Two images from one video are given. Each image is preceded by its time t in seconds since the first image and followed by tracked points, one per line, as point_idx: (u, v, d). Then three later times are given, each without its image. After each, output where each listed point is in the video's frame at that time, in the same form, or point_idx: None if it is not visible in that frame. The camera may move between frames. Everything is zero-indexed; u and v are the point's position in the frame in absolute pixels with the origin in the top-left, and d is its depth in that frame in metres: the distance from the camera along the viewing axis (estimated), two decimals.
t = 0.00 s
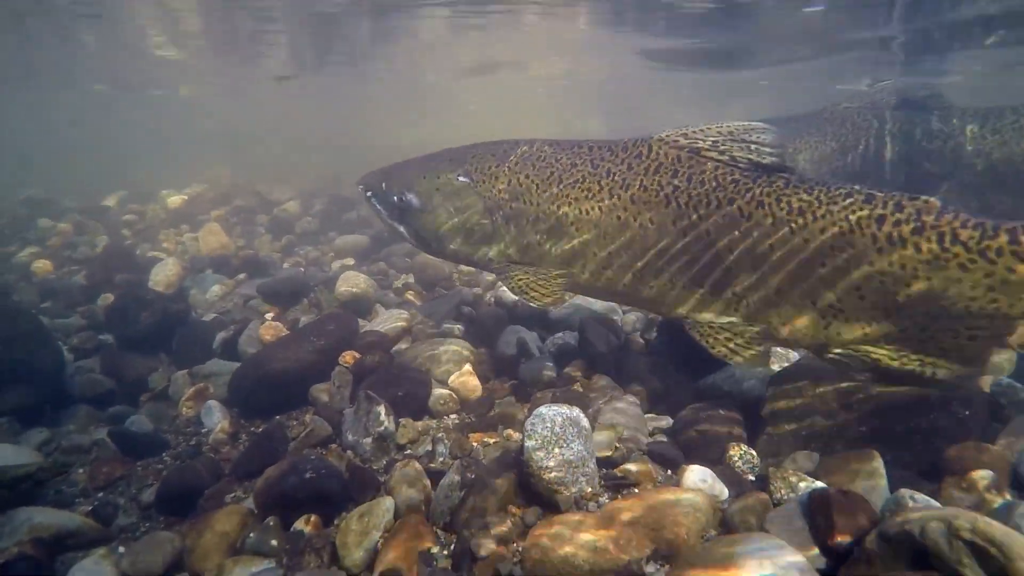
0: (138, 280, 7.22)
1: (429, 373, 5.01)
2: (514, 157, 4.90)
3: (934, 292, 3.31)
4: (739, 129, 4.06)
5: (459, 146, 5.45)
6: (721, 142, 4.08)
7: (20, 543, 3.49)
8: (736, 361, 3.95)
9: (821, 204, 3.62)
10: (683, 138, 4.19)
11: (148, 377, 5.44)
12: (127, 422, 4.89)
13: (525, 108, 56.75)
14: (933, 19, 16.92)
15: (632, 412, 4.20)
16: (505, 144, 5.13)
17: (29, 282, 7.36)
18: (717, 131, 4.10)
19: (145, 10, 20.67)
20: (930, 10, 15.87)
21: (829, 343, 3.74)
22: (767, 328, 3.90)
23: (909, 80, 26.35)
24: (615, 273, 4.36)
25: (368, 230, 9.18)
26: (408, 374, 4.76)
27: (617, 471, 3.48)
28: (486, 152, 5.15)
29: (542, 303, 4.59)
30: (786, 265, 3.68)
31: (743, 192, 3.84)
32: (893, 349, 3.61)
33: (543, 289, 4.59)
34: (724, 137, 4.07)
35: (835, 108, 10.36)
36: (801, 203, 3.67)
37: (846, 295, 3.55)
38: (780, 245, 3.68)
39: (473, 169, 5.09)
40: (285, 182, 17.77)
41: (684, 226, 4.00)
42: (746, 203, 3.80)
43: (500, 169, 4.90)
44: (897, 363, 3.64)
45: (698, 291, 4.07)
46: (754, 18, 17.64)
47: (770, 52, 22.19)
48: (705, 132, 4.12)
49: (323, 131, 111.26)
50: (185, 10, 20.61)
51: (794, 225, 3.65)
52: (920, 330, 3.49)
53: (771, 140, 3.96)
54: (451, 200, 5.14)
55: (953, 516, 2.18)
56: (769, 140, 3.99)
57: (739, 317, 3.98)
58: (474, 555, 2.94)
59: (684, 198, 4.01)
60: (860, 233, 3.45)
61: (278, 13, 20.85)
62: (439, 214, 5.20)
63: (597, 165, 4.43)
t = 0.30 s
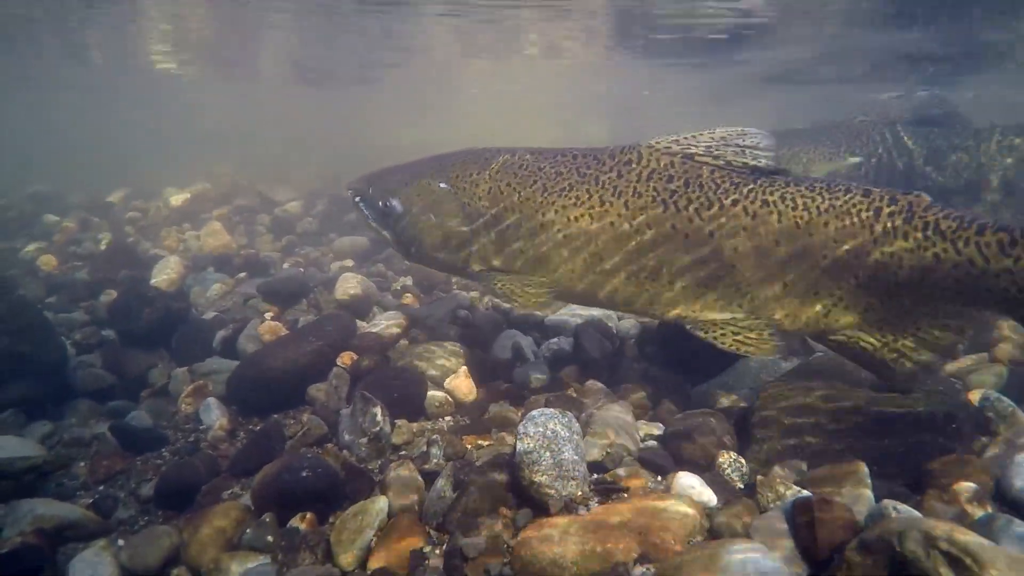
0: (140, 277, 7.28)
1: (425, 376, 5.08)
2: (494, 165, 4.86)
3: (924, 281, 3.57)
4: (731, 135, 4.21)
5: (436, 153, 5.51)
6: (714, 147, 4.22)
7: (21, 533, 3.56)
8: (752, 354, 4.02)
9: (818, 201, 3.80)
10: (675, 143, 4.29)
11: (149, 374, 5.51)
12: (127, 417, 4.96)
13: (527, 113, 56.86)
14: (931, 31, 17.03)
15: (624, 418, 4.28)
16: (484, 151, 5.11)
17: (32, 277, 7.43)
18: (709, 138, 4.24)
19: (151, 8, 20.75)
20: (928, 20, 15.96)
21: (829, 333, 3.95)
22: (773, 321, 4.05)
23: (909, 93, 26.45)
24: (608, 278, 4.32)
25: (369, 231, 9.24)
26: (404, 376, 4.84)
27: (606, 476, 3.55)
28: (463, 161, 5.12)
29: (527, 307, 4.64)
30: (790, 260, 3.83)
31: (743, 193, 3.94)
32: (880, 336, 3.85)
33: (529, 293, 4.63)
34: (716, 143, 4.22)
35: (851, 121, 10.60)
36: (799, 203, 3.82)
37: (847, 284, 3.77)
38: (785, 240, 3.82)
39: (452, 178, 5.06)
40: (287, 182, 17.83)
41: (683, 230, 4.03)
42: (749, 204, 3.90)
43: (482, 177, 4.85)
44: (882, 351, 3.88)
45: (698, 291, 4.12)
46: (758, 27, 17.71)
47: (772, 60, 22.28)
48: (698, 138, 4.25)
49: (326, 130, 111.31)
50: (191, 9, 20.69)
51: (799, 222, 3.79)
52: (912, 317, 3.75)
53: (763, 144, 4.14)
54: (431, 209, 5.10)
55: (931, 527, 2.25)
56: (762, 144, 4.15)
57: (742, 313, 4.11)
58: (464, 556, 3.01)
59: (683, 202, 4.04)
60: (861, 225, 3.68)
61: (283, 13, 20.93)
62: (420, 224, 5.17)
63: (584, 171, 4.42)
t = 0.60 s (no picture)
0: (137, 273, 7.35)
1: (413, 378, 5.14)
2: (470, 169, 5.01)
3: (893, 296, 3.63)
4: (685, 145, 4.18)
5: (439, 155, 5.51)
6: (669, 158, 4.20)
7: (9, 531, 3.63)
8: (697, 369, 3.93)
9: (778, 220, 3.82)
10: (630, 154, 4.30)
11: (142, 371, 5.58)
12: (119, 414, 5.03)
13: (533, 110, 56.83)
14: (935, 37, 17.01)
15: (607, 424, 4.34)
16: (465, 157, 5.21)
17: (31, 271, 7.50)
18: (665, 148, 4.21)
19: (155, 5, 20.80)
20: (933, 26, 15.93)
21: (785, 346, 3.91)
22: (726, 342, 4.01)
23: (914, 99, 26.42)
24: (564, 286, 4.40)
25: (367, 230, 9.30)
26: (393, 378, 4.89)
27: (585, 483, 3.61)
28: (444, 165, 5.23)
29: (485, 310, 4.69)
30: (747, 276, 3.87)
31: (698, 208, 3.98)
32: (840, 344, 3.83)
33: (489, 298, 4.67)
34: (670, 154, 4.19)
35: (859, 129, 10.45)
36: (754, 221, 3.85)
37: (811, 303, 3.77)
38: (748, 258, 3.84)
39: (435, 181, 5.18)
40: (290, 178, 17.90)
41: (641, 242, 4.09)
42: (706, 220, 3.94)
43: (459, 181, 5.00)
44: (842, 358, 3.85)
45: (651, 302, 4.17)
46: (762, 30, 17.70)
47: (777, 64, 22.26)
48: (653, 148, 4.23)
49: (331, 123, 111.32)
50: (196, 7, 20.74)
51: (758, 240, 3.83)
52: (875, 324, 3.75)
53: (717, 157, 4.09)
54: (419, 211, 5.19)
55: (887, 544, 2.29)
56: (717, 154, 4.10)
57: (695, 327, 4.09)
58: (442, 560, 3.08)
59: (635, 215, 4.12)
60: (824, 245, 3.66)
61: (287, 12, 20.96)
62: (406, 223, 5.29)
63: (546, 180, 4.53)
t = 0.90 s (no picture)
0: (128, 266, 7.42)
1: (395, 372, 5.17)
2: (453, 165, 5.15)
3: (811, 308, 3.47)
4: (654, 146, 4.37)
5: (425, 150, 5.59)
6: (638, 157, 4.39)
7: None
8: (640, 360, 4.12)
9: (712, 216, 3.86)
10: (607, 152, 4.50)
11: (128, 362, 5.66)
12: (102, 404, 5.11)
13: (538, 109, 56.81)
14: (938, 38, 16.94)
15: (582, 418, 4.38)
16: (451, 153, 5.33)
17: (23, 263, 7.58)
18: (635, 148, 4.41)
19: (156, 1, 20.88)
20: (935, 27, 15.86)
21: (723, 351, 3.92)
22: (667, 329, 4.11)
23: (918, 103, 26.28)
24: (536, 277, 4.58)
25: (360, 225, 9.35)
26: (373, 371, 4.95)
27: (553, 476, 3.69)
28: (431, 162, 5.36)
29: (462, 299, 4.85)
30: (681, 270, 3.92)
31: (650, 202, 4.10)
32: (772, 359, 3.70)
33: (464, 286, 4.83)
34: (640, 153, 4.39)
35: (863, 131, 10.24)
36: (694, 216, 3.92)
37: (735, 305, 3.76)
38: (680, 254, 3.91)
39: (418, 175, 5.28)
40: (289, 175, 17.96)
41: (599, 233, 4.26)
42: (652, 214, 4.06)
43: (441, 175, 5.14)
44: (779, 374, 3.67)
45: (609, 294, 4.32)
46: (761, 30, 17.70)
47: (777, 64, 22.24)
48: (624, 147, 4.44)
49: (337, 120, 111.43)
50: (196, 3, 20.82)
51: (690, 237, 3.88)
52: (801, 342, 3.60)
53: (681, 156, 4.27)
54: (396, 202, 5.32)
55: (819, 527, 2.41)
56: (681, 156, 4.28)
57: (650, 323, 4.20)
58: (405, 545, 3.14)
59: (597, 208, 4.29)
60: (746, 244, 3.67)
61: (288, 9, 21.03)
62: (385, 216, 5.38)
63: (527, 173, 4.72)
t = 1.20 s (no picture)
0: (121, 255, 7.51)
1: (379, 361, 5.25)
2: (423, 158, 5.37)
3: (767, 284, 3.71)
4: (631, 137, 4.53)
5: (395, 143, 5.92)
6: (614, 147, 4.55)
7: None
8: (627, 341, 4.15)
9: (687, 201, 4.04)
10: (583, 143, 4.65)
11: (118, 348, 5.75)
12: (91, 387, 5.20)
13: (539, 109, 56.86)
14: (936, 37, 16.95)
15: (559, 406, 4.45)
16: (421, 146, 5.58)
17: (17, 251, 7.67)
18: (612, 139, 4.57)
19: None
20: (932, 24, 15.89)
21: (704, 330, 4.06)
22: (657, 317, 4.22)
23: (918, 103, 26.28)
24: (519, 265, 4.68)
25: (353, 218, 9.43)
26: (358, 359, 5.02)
27: (527, 458, 3.74)
28: (401, 154, 5.60)
29: (434, 286, 4.92)
30: (664, 254, 4.07)
31: (633, 190, 4.25)
32: (745, 334, 3.88)
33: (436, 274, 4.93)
34: (617, 143, 4.55)
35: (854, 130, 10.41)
36: (678, 205, 4.06)
37: (717, 285, 3.91)
38: (663, 238, 4.07)
39: (389, 168, 5.54)
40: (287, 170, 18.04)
41: (580, 220, 4.39)
42: (633, 200, 4.21)
43: (411, 168, 5.38)
44: (746, 349, 3.87)
45: (592, 282, 4.44)
46: (758, 29, 17.78)
47: (773, 63, 22.31)
48: (602, 138, 4.59)
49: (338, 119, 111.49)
50: None
51: (676, 220, 4.04)
52: (776, 320, 3.79)
53: (655, 146, 4.43)
54: (367, 194, 5.63)
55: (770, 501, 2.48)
56: (658, 145, 4.43)
57: (631, 306, 4.31)
58: (378, 521, 3.22)
59: (577, 197, 4.42)
60: (729, 226, 3.84)
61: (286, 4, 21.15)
62: (357, 208, 5.70)
63: (503, 166, 4.85)
